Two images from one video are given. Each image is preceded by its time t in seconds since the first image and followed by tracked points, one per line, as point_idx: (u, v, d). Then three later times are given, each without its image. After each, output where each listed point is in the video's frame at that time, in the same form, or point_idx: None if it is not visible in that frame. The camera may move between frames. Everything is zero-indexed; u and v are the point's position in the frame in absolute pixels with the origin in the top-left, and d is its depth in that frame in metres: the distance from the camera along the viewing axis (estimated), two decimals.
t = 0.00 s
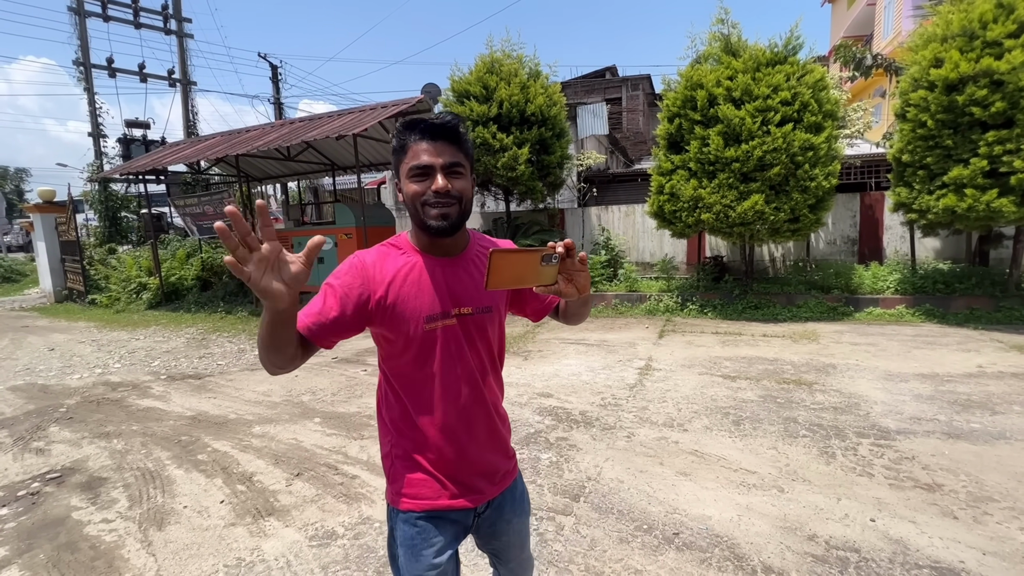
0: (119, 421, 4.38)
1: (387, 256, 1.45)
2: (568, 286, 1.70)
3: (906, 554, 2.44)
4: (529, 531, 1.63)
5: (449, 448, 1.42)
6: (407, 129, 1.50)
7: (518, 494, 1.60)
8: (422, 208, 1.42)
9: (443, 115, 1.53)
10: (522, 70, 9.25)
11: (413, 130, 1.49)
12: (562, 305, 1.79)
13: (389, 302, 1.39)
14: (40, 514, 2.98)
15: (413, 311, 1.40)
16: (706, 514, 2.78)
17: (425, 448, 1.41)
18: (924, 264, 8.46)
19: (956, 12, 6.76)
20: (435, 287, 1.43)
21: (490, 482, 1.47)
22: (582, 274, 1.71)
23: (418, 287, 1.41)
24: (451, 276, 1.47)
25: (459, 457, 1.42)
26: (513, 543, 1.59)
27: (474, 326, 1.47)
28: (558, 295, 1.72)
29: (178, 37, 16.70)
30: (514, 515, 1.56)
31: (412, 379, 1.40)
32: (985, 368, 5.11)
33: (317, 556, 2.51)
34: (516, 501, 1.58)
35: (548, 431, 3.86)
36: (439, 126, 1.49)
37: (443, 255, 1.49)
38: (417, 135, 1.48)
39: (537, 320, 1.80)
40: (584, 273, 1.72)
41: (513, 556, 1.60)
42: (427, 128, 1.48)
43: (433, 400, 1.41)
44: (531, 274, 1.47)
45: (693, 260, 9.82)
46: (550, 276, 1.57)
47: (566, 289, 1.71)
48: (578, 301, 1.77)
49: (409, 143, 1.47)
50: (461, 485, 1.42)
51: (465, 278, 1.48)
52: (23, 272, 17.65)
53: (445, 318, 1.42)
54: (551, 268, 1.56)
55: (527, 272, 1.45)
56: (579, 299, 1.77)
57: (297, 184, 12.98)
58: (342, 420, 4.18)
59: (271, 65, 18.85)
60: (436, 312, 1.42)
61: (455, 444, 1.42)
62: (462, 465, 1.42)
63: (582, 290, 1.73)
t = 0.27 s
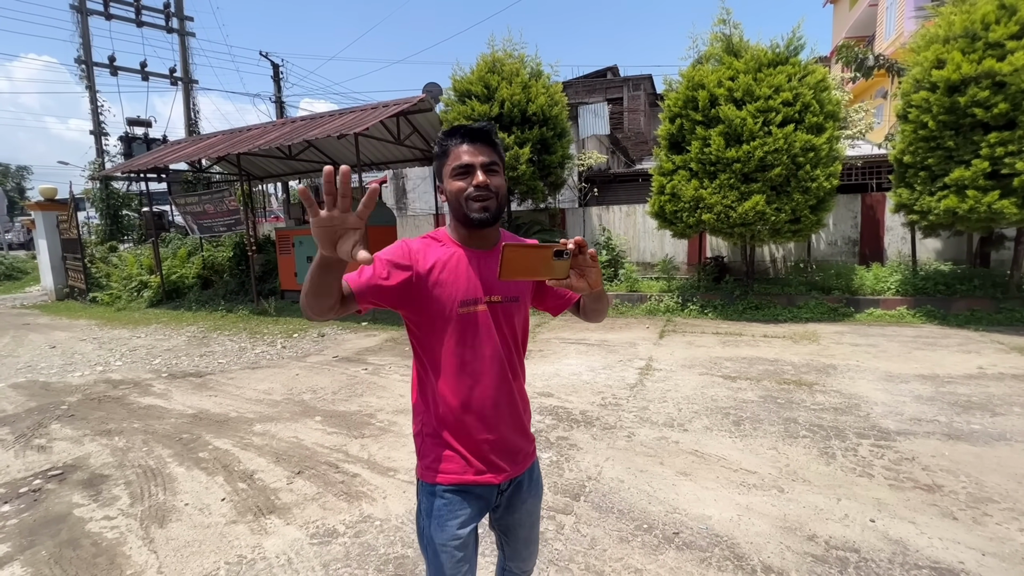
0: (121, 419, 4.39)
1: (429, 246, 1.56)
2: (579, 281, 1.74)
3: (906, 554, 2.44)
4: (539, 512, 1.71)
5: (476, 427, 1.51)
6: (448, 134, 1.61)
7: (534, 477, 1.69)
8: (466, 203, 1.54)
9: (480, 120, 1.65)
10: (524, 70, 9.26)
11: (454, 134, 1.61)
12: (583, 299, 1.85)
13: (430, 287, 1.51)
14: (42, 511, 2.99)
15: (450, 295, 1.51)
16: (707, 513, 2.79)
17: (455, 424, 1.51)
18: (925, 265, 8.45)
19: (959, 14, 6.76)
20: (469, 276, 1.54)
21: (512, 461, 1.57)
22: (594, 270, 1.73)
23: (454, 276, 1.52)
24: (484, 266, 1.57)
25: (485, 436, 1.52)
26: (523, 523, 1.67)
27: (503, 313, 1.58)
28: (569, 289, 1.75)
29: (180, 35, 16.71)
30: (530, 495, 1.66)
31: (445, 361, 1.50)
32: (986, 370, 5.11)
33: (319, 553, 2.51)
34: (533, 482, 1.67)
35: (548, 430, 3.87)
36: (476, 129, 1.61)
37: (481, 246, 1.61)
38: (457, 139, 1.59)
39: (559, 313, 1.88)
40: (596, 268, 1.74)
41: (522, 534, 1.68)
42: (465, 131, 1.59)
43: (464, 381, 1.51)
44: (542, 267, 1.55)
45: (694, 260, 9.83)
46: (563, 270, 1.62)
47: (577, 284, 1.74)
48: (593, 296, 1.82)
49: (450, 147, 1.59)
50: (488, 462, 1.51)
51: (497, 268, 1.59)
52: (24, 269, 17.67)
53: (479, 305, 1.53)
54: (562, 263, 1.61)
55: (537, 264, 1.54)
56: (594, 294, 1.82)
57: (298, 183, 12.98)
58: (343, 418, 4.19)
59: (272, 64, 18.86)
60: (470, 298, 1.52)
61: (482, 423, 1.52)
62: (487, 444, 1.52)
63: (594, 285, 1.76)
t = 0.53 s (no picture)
0: (120, 417, 4.38)
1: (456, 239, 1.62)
2: (594, 281, 1.77)
3: (905, 556, 2.44)
4: (547, 506, 1.72)
5: (487, 412, 1.55)
6: (488, 139, 1.70)
7: (544, 469, 1.70)
8: (496, 199, 1.61)
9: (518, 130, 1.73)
10: (524, 69, 9.25)
11: (494, 140, 1.69)
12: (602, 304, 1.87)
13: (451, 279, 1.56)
14: (40, 509, 2.98)
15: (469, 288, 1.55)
16: (706, 514, 2.78)
17: (467, 409, 1.55)
18: (926, 266, 8.45)
19: (961, 14, 6.75)
20: (490, 270, 1.58)
21: (521, 450, 1.58)
22: (609, 272, 1.77)
23: (472, 267, 1.56)
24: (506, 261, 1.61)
25: (494, 421, 1.55)
26: (531, 516, 1.68)
27: (519, 310, 1.60)
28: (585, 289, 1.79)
29: (181, 33, 16.70)
30: (538, 488, 1.67)
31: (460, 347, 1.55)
32: (986, 371, 5.10)
33: (317, 553, 2.51)
34: (542, 474, 1.68)
35: (548, 430, 3.86)
36: (515, 137, 1.69)
37: (509, 243, 1.65)
38: (495, 143, 1.68)
39: (576, 316, 1.88)
40: (611, 271, 1.77)
41: (530, 528, 1.68)
42: (504, 137, 1.68)
43: (478, 368, 1.55)
44: (560, 267, 1.60)
45: (694, 260, 9.82)
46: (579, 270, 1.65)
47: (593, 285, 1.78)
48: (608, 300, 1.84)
49: (488, 150, 1.67)
50: (497, 448, 1.54)
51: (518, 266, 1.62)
52: (24, 267, 17.67)
53: (496, 298, 1.57)
54: (579, 264, 1.65)
55: (556, 264, 1.59)
56: (609, 297, 1.84)
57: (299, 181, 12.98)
58: (342, 417, 4.19)
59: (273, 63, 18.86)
60: (488, 291, 1.56)
61: (492, 409, 1.55)
62: (496, 429, 1.55)
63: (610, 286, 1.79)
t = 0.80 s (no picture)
0: (121, 415, 4.39)
1: (467, 242, 1.66)
2: (605, 274, 1.78)
3: (905, 553, 2.45)
4: (556, 503, 1.72)
5: (495, 407, 1.58)
6: (494, 141, 1.73)
7: (554, 465, 1.71)
8: (503, 196, 1.63)
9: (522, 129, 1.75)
10: (525, 68, 9.25)
11: (499, 141, 1.72)
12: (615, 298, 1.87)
13: (462, 280, 1.60)
14: (42, 507, 2.99)
15: (481, 287, 1.59)
16: (706, 512, 2.79)
17: (476, 403, 1.59)
18: (926, 266, 8.46)
19: (961, 14, 6.76)
20: (501, 269, 1.61)
21: (530, 445, 1.60)
22: (618, 265, 1.78)
23: (483, 268, 1.61)
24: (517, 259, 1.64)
25: (502, 416, 1.58)
26: (539, 512, 1.68)
27: (529, 308, 1.62)
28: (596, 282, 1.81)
29: (181, 32, 16.70)
30: (547, 484, 1.67)
31: (471, 344, 1.60)
32: (985, 370, 5.11)
33: (319, 550, 2.52)
34: (552, 471, 1.69)
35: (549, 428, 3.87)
36: (519, 137, 1.72)
37: (518, 242, 1.67)
38: (499, 143, 1.70)
39: (589, 312, 1.85)
40: (620, 263, 1.78)
41: (538, 525, 1.69)
42: (509, 138, 1.71)
43: (487, 364, 1.59)
44: (569, 261, 1.62)
45: (694, 260, 9.82)
46: (586, 264, 1.66)
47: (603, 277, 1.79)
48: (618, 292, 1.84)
49: (493, 150, 1.70)
50: (504, 442, 1.57)
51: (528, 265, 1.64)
52: (24, 265, 17.68)
53: (506, 297, 1.60)
54: (588, 257, 1.66)
55: (564, 258, 1.61)
56: (620, 290, 1.84)
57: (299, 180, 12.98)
58: (343, 416, 4.20)
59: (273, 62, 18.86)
60: (498, 290, 1.60)
61: (500, 405, 1.58)
62: (505, 424, 1.58)
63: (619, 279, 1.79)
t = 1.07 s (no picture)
0: (120, 415, 4.39)
1: (464, 246, 1.66)
2: (597, 265, 1.71)
3: (902, 552, 2.45)
4: (557, 501, 1.73)
5: (497, 407, 1.59)
6: (488, 145, 1.73)
7: (556, 463, 1.71)
8: (498, 201, 1.64)
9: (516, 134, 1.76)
10: (524, 67, 9.25)
11: (493, 144, 1.72)
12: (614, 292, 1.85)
13: (461, 283, 1.62)
14: (41, 506, 2.99)
15: (480, 290, 1.60)
16: (705, 511, 2.80)
17: (478, 403, 1.61)
18: (924, 265, 8.47)
19: (960, 13, 6.76)
20: (499, 270, 1.62)
21: (532, 443, 1.60)
22: (610, 255, 1.71)
23: (482, 271, 1.62)
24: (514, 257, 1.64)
25: (504, 415, 1.59)
26: (540, 510, 1.69)
27: (528, 307, 1.62)
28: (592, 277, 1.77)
29: (180, 30, 16.67)
30: (549, 482, 1.68)
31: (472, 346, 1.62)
32: (984, 369, 5.12)
33: (318, 549, 2.52)
34: (554, 468, 1.69)
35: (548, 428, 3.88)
36: (513, 141, 1.72)
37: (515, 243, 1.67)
38: (493, 147, 1.71)
39: (589, 308, 1.85)
40: (613, 253, 1.71)
41: (540, 523, 1.69)
42: (503, 142, 1.71)
43: (489, 365, 1.60)
44: (562, 253, 1.60)
45: (693, 259, 9.83)
46: (577, 254, 1.63)
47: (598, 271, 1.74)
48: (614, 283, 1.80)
49: (487, 155, 1.70)
50: (507, 441, 1.58)
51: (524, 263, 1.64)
52: (22, 264, 17.65)
53: (504, 297, 1.61)
54: (580, 248, 1.63)
55: (556, 250, 1.60)
56: (616, 281, 1.80)
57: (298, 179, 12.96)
58: (342, 415, 4.20)
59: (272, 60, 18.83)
60: (497, 291, 1.61)
61: (503, 404, 1.59)
62: (507, 422, 1.59)
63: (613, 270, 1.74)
